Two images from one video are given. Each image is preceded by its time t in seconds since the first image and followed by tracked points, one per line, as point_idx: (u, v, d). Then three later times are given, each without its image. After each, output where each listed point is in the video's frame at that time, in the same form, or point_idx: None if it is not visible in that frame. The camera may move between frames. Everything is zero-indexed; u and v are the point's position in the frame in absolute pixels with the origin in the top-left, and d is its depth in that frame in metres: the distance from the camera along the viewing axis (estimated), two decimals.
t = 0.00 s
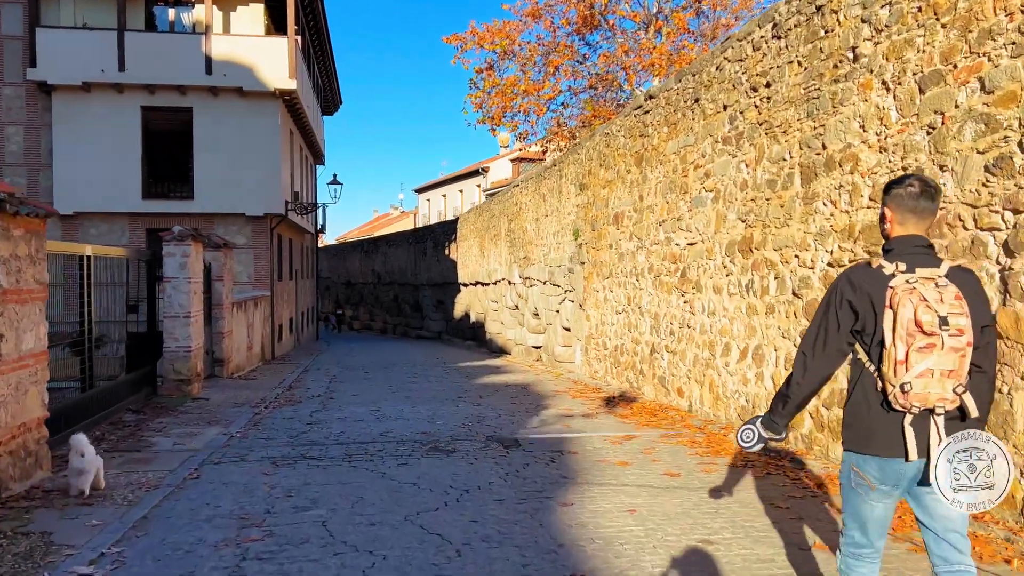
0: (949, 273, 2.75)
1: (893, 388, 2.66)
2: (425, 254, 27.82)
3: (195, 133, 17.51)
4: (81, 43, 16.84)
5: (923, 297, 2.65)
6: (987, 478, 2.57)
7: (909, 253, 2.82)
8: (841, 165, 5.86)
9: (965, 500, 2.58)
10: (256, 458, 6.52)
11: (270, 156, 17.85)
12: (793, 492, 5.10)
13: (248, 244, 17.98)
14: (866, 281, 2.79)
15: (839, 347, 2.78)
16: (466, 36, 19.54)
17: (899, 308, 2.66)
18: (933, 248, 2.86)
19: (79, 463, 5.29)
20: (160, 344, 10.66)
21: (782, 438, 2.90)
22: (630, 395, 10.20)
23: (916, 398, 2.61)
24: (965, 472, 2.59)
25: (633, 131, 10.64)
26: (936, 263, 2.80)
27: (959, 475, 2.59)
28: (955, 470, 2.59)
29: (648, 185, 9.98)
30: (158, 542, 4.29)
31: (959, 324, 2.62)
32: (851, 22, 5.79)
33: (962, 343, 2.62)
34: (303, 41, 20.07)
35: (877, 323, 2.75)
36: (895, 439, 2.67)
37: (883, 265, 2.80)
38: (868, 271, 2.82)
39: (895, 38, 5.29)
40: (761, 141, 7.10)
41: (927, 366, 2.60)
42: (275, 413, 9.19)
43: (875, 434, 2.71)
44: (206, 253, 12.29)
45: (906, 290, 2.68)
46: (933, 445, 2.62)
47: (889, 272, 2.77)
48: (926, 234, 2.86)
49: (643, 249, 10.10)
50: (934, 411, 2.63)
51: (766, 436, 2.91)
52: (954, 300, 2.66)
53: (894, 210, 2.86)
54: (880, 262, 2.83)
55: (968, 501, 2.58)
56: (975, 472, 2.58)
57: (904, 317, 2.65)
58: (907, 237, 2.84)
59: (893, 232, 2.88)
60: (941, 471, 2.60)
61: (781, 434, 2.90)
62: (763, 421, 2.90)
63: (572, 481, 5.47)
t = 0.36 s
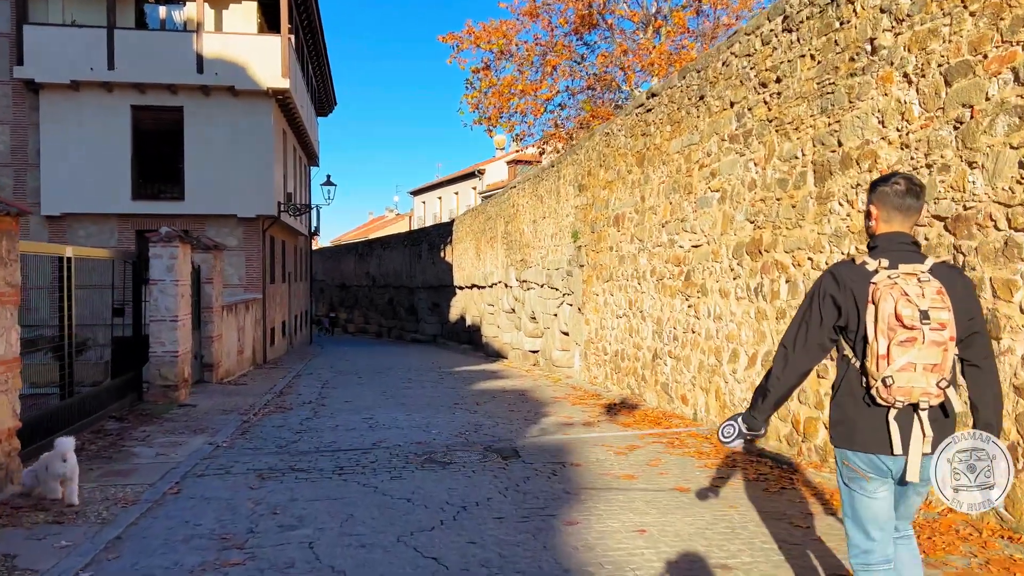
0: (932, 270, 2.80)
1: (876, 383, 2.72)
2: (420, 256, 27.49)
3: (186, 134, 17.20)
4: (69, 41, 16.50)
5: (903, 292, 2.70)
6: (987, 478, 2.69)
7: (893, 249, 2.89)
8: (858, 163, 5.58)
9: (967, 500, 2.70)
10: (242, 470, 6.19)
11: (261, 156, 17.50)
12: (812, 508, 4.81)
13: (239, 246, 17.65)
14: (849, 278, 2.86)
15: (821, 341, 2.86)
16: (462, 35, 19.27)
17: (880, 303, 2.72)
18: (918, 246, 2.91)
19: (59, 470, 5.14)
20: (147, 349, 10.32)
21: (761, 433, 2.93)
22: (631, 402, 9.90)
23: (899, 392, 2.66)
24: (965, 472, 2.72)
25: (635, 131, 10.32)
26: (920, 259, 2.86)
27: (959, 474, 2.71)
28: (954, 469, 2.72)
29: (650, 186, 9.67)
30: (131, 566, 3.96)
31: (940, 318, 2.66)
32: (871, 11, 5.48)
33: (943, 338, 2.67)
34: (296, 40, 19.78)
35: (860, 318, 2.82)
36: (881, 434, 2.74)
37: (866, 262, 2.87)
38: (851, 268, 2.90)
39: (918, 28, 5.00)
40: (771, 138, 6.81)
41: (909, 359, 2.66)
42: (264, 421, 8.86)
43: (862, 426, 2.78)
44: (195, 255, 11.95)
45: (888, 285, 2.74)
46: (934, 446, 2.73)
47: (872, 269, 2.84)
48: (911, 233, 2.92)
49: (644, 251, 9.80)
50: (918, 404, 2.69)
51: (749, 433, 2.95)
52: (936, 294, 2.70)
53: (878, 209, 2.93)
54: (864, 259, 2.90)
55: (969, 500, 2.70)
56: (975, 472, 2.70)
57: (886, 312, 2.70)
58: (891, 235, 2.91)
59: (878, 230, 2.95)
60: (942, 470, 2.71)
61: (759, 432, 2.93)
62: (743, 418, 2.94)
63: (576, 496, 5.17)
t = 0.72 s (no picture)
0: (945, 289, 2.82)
1: (893, 397, 2.70)
2: (415, 259, 27.16)
3: (177, 133, 16.85)
4: (57, 38, 16.16)
5: (928, 309, 2.69)
6: (984, 475, 2.78)
7: (906, 265, 2.90)
8: (877, 159, 5.28)
9: (966, 497, 2.76)
10: (226, 483, 5.85)
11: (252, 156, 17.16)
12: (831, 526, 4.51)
13: (231, 248, 17.30)
14: (870, 290, 2.84)
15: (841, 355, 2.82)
16: (458, 34, 18.96)
17: (905, 319, 2.69)
18: (926, 262, 2.94)
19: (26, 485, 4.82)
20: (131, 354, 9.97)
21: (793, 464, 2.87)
22: (633, 409, 9.58)
23: (914, 408, 2.67)
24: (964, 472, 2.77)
25: (636, 129, 10.00)
26: (931, 277, 2.88)
27: (960, 474, 2.76)
28: (954, 470, 2.76)
29: (653, 186, 9.36)
30: None
31: (960, 338, 2.67)
32: None
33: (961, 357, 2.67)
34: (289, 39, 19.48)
35: (878, 331, 2.80)
36: (887, 448, 2.77)
37: (884, 275, 2.86)
38: (869, 280, 2.87)
39: (945, 15, 4.69)
40: (782, 135, 6.51)
41: (930, 377, 2.65)
42: (252, 429, 8.53)
43: (867, 439, 2.80)
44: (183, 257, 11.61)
45: (911, 301, 2.72)
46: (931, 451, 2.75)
47: (891, 283, 2.81)
48: (920, 248, 2.95)
49: (647, 253, 9.49)
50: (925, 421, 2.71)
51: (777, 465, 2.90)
52: (955, 315, 2.71)
53: (894, 220, 2.92)
54: (880, 272, 2.89)
55: (968, 498, 2.76)
56: (975, 471, 2.76)
57: (911, 329, 2.68)
58: (904, 250, 2.92)
59: (891, 243, 2.95)
60: (946, 470, 2.75)
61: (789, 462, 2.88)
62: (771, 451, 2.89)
63: (580, 513, 4.86)
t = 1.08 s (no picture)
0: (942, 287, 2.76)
1: (888, 398, 2.62)
2: (411, 262, 26.84)
3: (166, 132, 16.51)
4: (44, 34, 15.79)
5: (920, 307, 2.63)
6: (987, 477, 2.61)
7: (902, 263, 2.82)
8: (900, 151, 4.96)
9: (965, 500, 2.60)
10: (208, 496, 5.50)
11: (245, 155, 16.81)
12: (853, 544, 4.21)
13: (222, 249, 16.94)
14: (863, 289, 2.76)
15: (839, 359, 2.74)
16: (454, 32, 18.65)
17: (897, 317, 2.62)
18: (921, 260, 2.87)
19: None
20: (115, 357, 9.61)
21: (804, 477, 2.76)
22: (635, 414, 9.27)
23: (913, 408, 2.58)
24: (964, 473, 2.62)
25: (639, 126, 9.69)
26: (925, 275, 2.81)
27: (959, 476, 2.61)
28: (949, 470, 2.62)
29: (656, 184, 9.05)
30: None
31: (956, 334, 2.61)
32: None
33: (956, 354, 2.62)
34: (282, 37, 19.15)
35: (873, 331, 2.71)
36: (891, 452, 2.67)
37: (877, 274, 2.79)
38: (862, 279, 2.80)
39: None
40: (796, 129, 6.20)
41: (924, 375, 2.58)
42: (239, 437, 8.18)
43: (868, 444, 2.70)
44: (170, 258, 11.26)
45: (903, 299, 2.66)
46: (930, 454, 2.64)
47: (884, 281, 2.75)
48: (914, 246, 2.88)
49: (650, 254, 9.19)
50: (925, 421, 2.62)
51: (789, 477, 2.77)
52: (950, 311, 2.64)
53: (887, 218, 2.87)
54: (872, 271, 2.82)
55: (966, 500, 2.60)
56: (974, 472, 2.61)
57: (903, 326, 2.61)
58: (898, 247, 2.84)
59: (885, 242, 2.88)
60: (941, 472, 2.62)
61: (801, 474, 2.76)
62: (781, 465, 2.76)
63: (585, 531, 4.52)
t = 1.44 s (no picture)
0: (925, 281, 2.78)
1: (880, 398, 2.64)
2: (408, 263, 26.55)
3: (159, 128, 16.20)
4: (35, 30, 15.49)
5: (905, 303, 2.64)
6: (987, 477, 2.73)
7: (884, 260, 2.83)
8: (929, 142, 4.68)
9: (966, 499, 2.73)
10: (195, 507, 5.17)
11: (239, 153, 16.51)
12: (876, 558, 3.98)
13: (216, 249, 16.64)
14: (847, 291, 2.77)
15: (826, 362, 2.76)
16: (453, 30, 18.40)
17: (882, 316, 2.64)
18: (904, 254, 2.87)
19: None
20: (103, 360, 9.28)
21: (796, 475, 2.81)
22: (640, 419, 8.97)
23: (905, 406, 2.60)
24: (964, 472, 2.74)
25: (645, 121, 9.37)
26: (908, 269, 2.81)
27: (959, 475, 2.73)
28: (953, 470, 2.73)
29: (662, 181, 8.76)
30: None
31: (942, 329, 2.62)
32: None
33: (944, 349, 2.62)
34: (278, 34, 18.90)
35: (860, 331, 2.73)
36: (884, 450, 2.68)
37: (860, 273, 2.79)
38: (845, 280, 2.81)
39: None
40: (813, 121, 5.91)
41: (914, 373, 2.60)
42: (230, 442, 7.88)
43: (863, 444, 2.71)
44: (162, 257, 10.96)
45: (887, 297, 2.68)
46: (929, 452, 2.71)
47: (867, 281, 2.75)
48: (896, 242, 2.88)
49: (656, 253, 8.90)
50: (919, 417, 2.64)
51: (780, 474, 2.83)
52: (935, 305, 2.65)
53: (867, 216, 2.85)
54: (856, 270, 2.82)
55: (967, 500, 2.73)
56: (976, 473, 2.73)
57: (888, 325, 2.63)
58: (882, 243, 2.85)
59: (868, 240, 2.87)
60: (944, 471, 2.72)
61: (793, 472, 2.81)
62: (772, 464, 2.81)
63: (596, 546, 4.24)
